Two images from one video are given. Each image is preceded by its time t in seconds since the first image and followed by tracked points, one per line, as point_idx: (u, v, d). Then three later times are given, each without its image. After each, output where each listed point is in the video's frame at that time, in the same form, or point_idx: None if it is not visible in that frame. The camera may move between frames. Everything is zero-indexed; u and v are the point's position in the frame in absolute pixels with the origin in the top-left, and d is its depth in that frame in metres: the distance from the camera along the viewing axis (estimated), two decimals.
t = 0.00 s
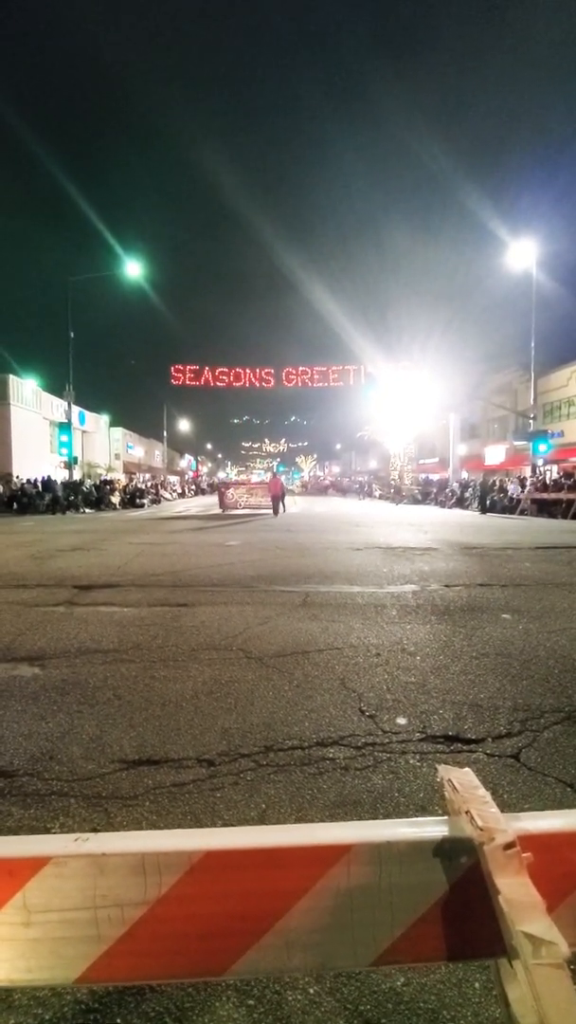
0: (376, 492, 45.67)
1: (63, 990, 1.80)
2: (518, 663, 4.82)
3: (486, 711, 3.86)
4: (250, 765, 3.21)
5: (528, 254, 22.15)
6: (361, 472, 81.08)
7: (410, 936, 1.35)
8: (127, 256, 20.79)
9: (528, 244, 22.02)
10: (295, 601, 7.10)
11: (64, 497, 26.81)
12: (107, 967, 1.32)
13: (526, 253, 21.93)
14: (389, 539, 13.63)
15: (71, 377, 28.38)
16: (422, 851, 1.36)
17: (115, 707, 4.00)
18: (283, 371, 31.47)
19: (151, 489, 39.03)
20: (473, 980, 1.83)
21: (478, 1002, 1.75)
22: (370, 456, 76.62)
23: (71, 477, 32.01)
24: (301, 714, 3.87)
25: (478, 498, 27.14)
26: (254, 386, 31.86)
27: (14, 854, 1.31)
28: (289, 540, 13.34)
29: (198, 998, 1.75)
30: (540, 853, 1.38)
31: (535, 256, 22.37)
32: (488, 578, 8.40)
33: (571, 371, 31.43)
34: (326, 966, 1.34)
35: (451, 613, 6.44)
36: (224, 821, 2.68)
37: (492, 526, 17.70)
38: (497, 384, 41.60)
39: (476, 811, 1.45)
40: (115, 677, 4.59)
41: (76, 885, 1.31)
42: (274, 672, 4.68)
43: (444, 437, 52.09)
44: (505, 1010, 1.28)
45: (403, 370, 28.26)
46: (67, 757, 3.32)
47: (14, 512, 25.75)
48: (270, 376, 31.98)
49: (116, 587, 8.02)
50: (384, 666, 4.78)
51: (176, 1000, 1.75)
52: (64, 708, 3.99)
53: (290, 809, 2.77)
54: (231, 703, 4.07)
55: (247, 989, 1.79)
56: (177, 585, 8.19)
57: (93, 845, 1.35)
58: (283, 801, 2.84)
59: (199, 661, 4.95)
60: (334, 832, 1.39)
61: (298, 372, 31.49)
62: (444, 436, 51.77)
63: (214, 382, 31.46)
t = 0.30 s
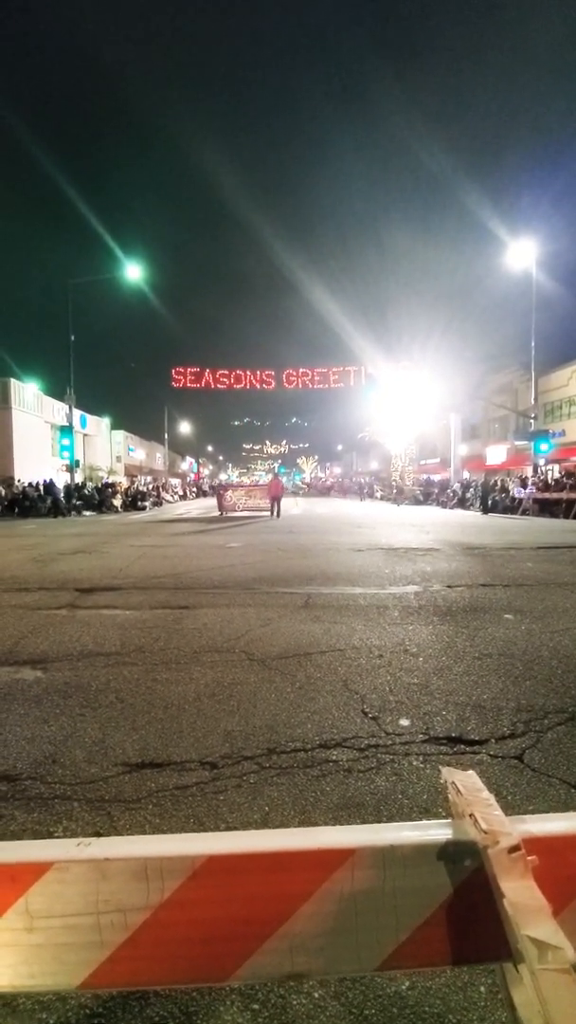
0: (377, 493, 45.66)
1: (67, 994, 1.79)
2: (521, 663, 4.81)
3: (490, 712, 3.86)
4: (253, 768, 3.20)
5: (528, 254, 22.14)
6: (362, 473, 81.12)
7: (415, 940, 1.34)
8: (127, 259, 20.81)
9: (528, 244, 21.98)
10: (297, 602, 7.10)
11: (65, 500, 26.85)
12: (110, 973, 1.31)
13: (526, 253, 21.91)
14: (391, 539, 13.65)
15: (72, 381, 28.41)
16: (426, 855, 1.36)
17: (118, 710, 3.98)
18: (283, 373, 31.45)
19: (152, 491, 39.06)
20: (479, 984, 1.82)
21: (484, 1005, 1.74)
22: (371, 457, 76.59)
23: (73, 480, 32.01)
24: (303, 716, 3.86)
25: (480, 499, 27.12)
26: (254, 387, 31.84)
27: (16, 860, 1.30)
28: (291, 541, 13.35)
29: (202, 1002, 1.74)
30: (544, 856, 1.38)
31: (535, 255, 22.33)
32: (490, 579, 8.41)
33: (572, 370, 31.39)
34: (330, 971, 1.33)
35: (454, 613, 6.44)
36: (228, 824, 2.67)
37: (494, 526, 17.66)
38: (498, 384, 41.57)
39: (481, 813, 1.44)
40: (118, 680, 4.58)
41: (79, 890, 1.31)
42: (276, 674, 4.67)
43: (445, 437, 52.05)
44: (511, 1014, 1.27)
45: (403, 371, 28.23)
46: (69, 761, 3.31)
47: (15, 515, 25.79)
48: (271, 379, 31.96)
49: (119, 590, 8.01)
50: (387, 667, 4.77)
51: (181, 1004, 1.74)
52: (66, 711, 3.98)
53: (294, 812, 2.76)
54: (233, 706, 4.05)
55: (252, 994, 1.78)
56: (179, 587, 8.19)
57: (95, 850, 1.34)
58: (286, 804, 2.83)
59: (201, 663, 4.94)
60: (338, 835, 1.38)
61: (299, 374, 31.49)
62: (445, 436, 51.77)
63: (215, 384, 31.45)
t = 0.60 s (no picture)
0: (379, 493, 45.64)
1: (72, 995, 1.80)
2: (525, 663, 4.81)
3: (494, 712, 3.86)
4: (257, 769, 3.20)
5: (529, 254, 22.12)
6: (364, 473, 81.14)
7: (420, 940, 1.34)
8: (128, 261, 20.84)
9: (529, 244, 21.95)
10: (300, 603, 7.10)
11: (68, 503, 26.90)
12: (116, 974, 1.31)
13: (527, 252, 21.87)
14: (393, 540, 13.65)
15: (74, 384, 28.46)
16: (431, 855, 1.36)
17: (121, 712, 3.99)
18: (284, 374, 31.43)
19: (155, 493, 39.11)
20: (484, 984, 1.81)
21: (490, 1005, 1.74)
22: (373, 457, 76.56)
23: (75, 482, 32.02)
24: (307, 717, 3.86)
25: (482, 498, 27.07)
26: (255, 389, 31.86)
27: (21, 862, 1.31)
28: (293, 542, 13.36)
29: (207, 1004, 1.74)
30: (549, 856, 1.37)
31: (536, 255, 22.30)
32: (493, 578, 8.42)
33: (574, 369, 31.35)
34: (336, 972, 1.33)
35: (457, 613, 6.45)
36: (232, 826, 2.66)
37: (497, 525, 17.63)
38: (499, 384, 41.54)
39: (485, 813, 1.44)
40: (121, 682, 4.58)
41: (85, 892, 1.31)
42: (280, 675, 4.67)
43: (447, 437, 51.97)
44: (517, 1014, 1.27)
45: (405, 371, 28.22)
46: (73, 763, 3.31)
47: (18, 518, 25.85)
48: (272, 381, 31.93)
49: (121, 592, 8.02)
50: (390, 667, 4.77)
51: (186, 1006, 1.74)
52: (70, 714, 3.98)
53: (298, 813, 2.76)
54: (237, 707, 4.05)
55: (257, 995, 1.78)
56: (182, 589, 8.20)
57: (101, 852, 1.34)
58: (290, 805, 2.83)
59: (205, 664, 4.94)
60: (343, 836, 1.38)
61: (300, 374, 31.44)
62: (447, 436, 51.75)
63: (216, 385, 31.47)
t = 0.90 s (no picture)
0: (382, 493, 45.61)
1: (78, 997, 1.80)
2: (529, 662, 4.81)
3: (497, 711, 3.85)
4: (261, 770, 3.20)
5: (529, 253, 22.11)
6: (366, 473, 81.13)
7: (424, 941, 1.34)
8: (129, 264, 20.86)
9: (530, 243, 21.93)
10: (303, 604, 7.10)
11: (70, 504, 26.96)
12: (122, 975, 1.31)
13: (528, 251, 21.82)
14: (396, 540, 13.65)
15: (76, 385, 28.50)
16: (435, 855, 1.35)
17: (125, 713, 3.99)
18: (286, 375, 31.42)
19: (157, 495, 39.15)
20: (490, 985, 1.81)
21: (495, 1007, 1.73)
22: (375, 457, 76.53)
23: (77, 484, 32.04)
24: (310, 717, 3.86)
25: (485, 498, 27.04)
26: (257, 389, 31.88)
27: (26, 864, 1.31)
28: (296, 543, 13.36)
29: (212, 1004, 1.74)
30: (553, 857, 1.37)
31: (537, 254, 22.28)
32: (496, 578, 8.40)
33: None
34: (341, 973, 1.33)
35: (460, 613, 6.44)
36: (237, 827, 2.66)
37: (500, 525, 17.59)
38: (501, 383, 41.50)
39: (489, 813, 1.44)
40: (125, 684, 4.58)
41: (90, 893, 1.31)
42: (283, 675, 4.68)
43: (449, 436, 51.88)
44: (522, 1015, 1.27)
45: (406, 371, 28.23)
46: (77, 765, 3.31)
47: (21, 520, 25.90)
48: (273, 381, 31.93)
49: (124, 594, 8.02)
50: (393, 668, 4.77)
51: (190, 1007, 1.74)
52: (74, 715, 3.98)
53: (302, 813, 2.76)
54: (240, 708, 4.05)
55: (262, 996, 1.78)
56: (185, 590, 8.20)
57: (105, 852, 1.34)
58: (294, 805, 2.83)
59: (208, 666, 4.94)
60: (346, 836, 1.38)
61: (301, 374, 31.41)
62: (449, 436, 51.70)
63: (218, 386, 31.48)
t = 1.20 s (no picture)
0: (385, 492, 45.60)
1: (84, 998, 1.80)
2: (533, 662, 4.80)
3: (502, 711, 3.85)
4: (265, 770, 3.21)
5: (531, 252, 22.11)
6: (369, 473, 81.12)
7: (431, 940, 1.34)
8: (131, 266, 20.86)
9: (531, 241, 21.90)
10: (306, 604, 7.10)
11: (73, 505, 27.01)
12: (128, 976, 1.31)
13: (529, 249, 21.75)
14: (399, 539, 13.65)
15: (78, 387, 28.55)
16: (441, 855, 1.35)
17: (129, 714, 3.99)
18: (288, 375, 31.45)
19: (160, 496, 39.18)
20: (495, 984, 1.81)
21: (502, 1007, 1.73)
22: (377, 457, 76.47)
23: (80, 485, 32.07)
24: (314, 717, 3.86)
25: (488, 497, 27.00)
26: (259, 390, 31.90)
27: (33, 864, 1.31)
28: (299, 543, 13.37)
29: (218, 1004, 1.74)
30: (559, 857, 1.36)
31: (538, 252, 22.26)
32: (499, 578, 8.39)
33: None
34: (347, 973, 1.32)
35: (463, 612, 6.44)
36: (241, 827, 2.66)
37: (504, 524, 17.53)
38: (504, 382, 41.43)
39: (495, 813, 1.43)
40: (129, 684, 4.58)
41: (96, 894, 1.31)
42: (287, 676, 4.67)
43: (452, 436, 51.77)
44: (530, 1016, 1.27)
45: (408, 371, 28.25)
46: (82, 766, 3.31)
47: (25, 521, 25.95)
48: (275, 382, 31.93)
49: (127, 595, 8.03)
50: (397, 667, 4.76)
51: (196, 1007, 1.74)
52: (78, 716, 3.99)
53: (307, 813, 2.76)
54: (244, 709, 4.05)
55: (268, 996, 1.78)
56: (188, 591, 8.21)
57: (111, 853, 1.34)
58: (299, 805, 2.83)
59: (212, 666, 4.94)
60: (352, 836, 1.38)
61: (303, 374, 31.36)
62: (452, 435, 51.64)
63: (220, 387, 31.50)
